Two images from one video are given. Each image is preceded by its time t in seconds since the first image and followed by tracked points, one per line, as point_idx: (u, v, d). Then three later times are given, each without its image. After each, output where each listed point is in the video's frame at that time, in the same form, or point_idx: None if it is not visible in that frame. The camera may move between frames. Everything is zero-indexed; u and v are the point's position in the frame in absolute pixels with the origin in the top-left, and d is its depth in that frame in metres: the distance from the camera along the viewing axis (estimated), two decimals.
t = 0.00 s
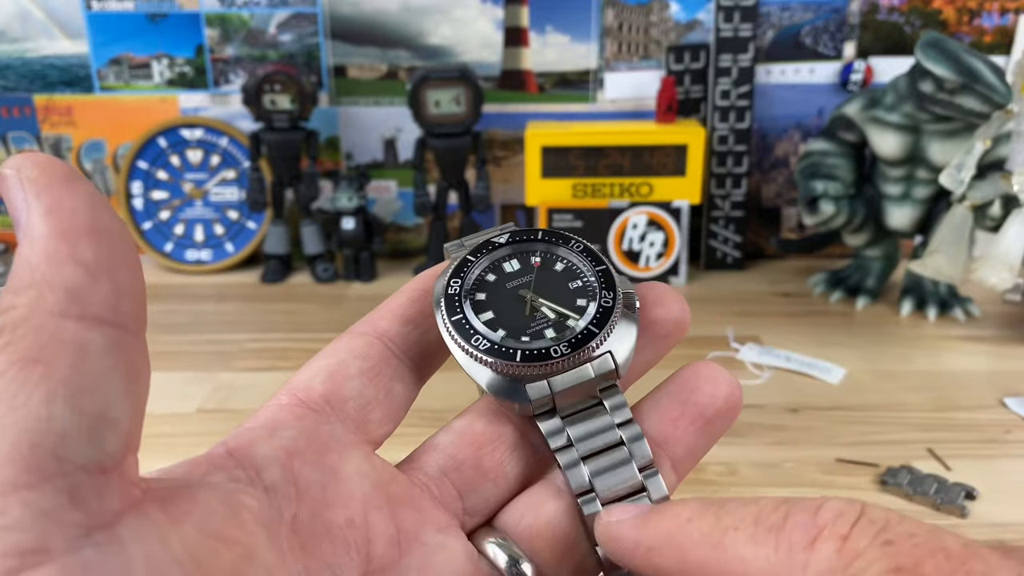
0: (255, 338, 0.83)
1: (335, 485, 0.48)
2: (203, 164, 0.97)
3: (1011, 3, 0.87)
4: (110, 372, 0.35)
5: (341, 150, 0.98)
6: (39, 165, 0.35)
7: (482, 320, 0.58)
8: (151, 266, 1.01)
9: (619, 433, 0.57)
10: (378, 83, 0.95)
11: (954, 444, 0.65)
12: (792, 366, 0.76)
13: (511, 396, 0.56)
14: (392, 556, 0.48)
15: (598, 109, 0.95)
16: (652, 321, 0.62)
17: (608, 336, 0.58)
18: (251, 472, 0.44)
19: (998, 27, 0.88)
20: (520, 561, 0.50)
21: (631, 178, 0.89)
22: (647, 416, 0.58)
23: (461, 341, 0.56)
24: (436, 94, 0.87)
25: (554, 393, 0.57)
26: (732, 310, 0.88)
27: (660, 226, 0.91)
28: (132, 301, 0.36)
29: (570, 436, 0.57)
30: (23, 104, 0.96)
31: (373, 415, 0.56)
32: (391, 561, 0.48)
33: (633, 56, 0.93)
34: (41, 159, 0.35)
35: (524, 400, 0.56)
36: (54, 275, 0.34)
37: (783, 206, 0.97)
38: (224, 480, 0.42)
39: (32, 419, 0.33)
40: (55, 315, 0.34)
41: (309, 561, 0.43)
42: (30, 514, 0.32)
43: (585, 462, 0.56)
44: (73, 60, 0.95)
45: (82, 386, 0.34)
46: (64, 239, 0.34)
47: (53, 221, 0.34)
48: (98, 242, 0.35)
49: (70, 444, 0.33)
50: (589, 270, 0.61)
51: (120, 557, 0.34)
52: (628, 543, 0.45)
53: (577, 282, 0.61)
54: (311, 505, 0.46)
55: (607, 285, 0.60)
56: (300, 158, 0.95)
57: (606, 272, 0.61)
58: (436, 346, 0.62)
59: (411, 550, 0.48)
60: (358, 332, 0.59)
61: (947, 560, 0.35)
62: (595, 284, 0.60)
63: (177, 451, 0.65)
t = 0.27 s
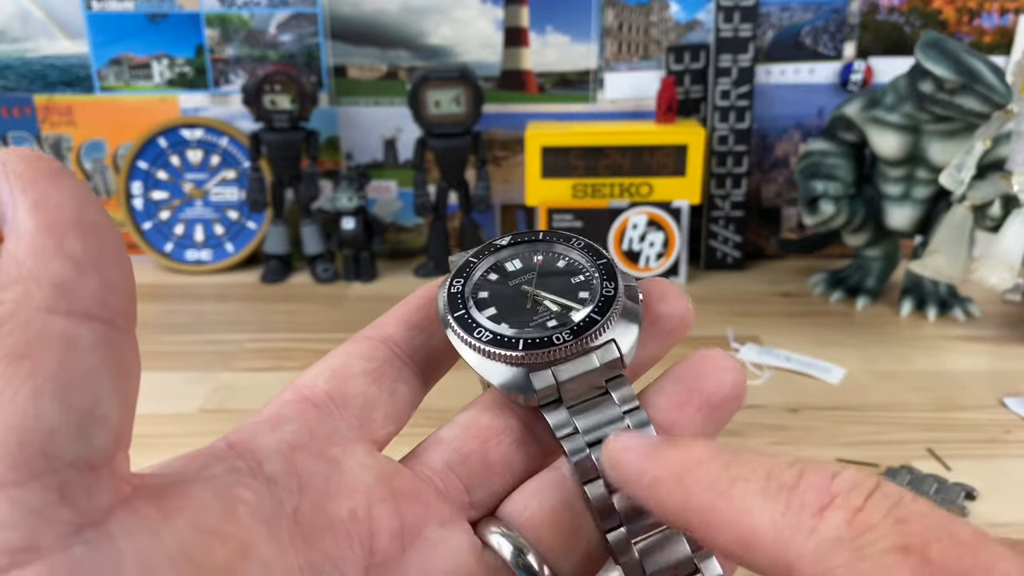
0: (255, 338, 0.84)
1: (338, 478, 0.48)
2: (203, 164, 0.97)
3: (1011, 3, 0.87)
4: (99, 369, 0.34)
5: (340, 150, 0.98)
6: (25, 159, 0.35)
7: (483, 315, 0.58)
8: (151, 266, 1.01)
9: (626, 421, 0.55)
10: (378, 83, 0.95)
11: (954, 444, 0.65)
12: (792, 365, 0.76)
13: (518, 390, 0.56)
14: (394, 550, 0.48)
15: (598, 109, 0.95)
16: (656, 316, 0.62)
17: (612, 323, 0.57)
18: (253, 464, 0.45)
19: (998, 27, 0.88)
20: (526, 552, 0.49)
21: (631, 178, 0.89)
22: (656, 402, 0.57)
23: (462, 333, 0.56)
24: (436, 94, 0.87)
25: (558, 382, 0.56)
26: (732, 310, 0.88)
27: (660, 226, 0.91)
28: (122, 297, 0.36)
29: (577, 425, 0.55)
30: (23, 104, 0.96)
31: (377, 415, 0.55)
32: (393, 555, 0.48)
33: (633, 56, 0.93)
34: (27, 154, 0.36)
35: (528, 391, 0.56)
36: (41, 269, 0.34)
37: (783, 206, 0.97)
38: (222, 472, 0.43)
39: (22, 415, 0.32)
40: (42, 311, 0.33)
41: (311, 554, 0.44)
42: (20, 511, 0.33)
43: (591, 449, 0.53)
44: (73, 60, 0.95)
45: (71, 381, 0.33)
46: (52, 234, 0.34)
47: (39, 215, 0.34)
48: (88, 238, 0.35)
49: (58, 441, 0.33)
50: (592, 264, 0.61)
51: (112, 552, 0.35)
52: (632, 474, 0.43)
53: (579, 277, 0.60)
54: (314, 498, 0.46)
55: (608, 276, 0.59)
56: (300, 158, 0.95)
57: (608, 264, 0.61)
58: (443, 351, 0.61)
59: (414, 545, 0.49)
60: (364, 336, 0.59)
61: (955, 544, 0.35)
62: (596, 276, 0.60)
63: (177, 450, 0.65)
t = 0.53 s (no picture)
0: (256, 338, 0.83)
1: (328, 472, 0.48)
2: (203, 164, 0.97)
3: (1011, 3, 0.87)
4: (75, 365, 0.34)
5: (341, 150, 0.98)
6: None
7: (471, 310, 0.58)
8: (151, 266, 1.01)
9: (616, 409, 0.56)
10: (378, 83, 0.95)
11: (954, 444, 0.65)
12: (792, 365, 0.76)
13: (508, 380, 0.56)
14: (385, 543, 0.48)
15: (598, 109, 0.95)
16: (645, 306, 0.61)
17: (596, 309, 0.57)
18: (240, 459, 0.45)
19: (998, 27, 0.88)
20: (518, 542, 0.48)
21: (631, 178, 0.89)
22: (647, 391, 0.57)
23: (449, 328, 0.56)
24: (436, 93, 0.87)
25: (547, 371, 0.56)
26: (732, 310, 0.88)
27: (660, 226, 0.91)
28: (98, 295, 0.35)
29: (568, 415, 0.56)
30: (23, 104, 0.96)
31: (367, 413, 0.55)
32: (384, 548, 0.48)
33: (633, 56, 0.93)
34: None
35: (516, 380, 0.56)
36: (16, 268, 0.33)
37: (783, 206, 0.97)
38: (209, 466, 0.42)
39: None
40: (17, 309, 0.33)
41: (300, 548, 0.43)
42: None
43: (584, 439, 0.55)
44: (73, 60, 0.95)
45: (44, 378, 0.33)
46: (25, 232, 0.33)
47: (13, 214, 0.33)
48: (62, 237, 0.34)
49: (34, 438, 0.33)
50: (576, 255, 0.61)
51: (89, 549, 0.34)
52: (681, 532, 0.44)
53: (566, 268, 0.61)
54: (301, 493, 0.45)
55: (593, 265, 0.60)
56: (300, 158, 0.95)
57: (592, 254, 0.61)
58: (435, 353, 0.61)
59: (405, 537, 0.49)
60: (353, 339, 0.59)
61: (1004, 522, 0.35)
62: (581, 266, 0.60)
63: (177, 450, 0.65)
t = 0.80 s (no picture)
0: (255, 338, 0.84)
1: (343, 468, 0.48)
2: (203, 164, 0.97)
3: (1011, 3, 0.87)
4: (68, 366, 0.34)
5: (341, 150, 0.98)
6: None
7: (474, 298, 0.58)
8: (151, 266, 1.01)
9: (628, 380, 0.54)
10: (378, 83, 0.95)
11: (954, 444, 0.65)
12: (792, 366, 0.76)
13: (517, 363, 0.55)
14: (400, 539, 0.48)
15: (598, 109, 0.95)
16: (651, 288, 0.61)
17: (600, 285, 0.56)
18: (255, 455, 0.45)
19: (998, 27, 0.88)
20: (533, 519, 0.46)
21: (631, 178, 0.89)
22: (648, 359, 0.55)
23: (453, 314, 0.56)
24: (436, 94, 0.87)
25: (556, 351, 0.55)
26: (732, 309, 0.88)
27: (660, 226, 0.91)
28: (91, 292, 0.35)
29: (578, 389, 0.54)
30: (23, 104, 0.96)
31: (381, 411, 0.55)
32: (399, 545, 0.48)
33: (633, 56, 0.93)
34: None
35: (525, 361, 0.55)
36: (5, 266, 0.33)
37: (783, 206, 0.97)
38: (220, 460, 0.43)
39: None
40: (7, 308, 0.33)
41: (315, 546, 0.44)
42: None
43: (597, 410, 0.52)
44: (73, 60, 0.95)
45: (37, 378, 0.33)
46: (16, 230, 0.33)
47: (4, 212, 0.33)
48: (53, 235, 0.34)
49: (25, 440, 0.32)
50: (577, 241, 0.61)
51: (83, 556, 0.33)
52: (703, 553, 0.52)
53: (567, 253, 0.60)
54: (316, 489, 0.46)
55: (593, 246, 0.60)
56: (300, 158, 0.95)
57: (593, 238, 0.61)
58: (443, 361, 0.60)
59: (419, 531, 0.49)
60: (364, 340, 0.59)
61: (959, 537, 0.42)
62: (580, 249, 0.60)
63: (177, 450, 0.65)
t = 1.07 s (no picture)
0: (255, 338, 0.83)
1: (346, 471, 0.48)
2: (203, 164, 0.97)
3: (1011, 3, 0.87)
4: (77, 369, 0.35)
5: (340, 150, 0.98)
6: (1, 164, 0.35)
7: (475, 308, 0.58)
8: (151, 266, 1.01)
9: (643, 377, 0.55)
10: (378, 82, 0.95)
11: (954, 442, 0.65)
12: (792, 365, 0.76)
13: (528, 366, 0.55)
14: (402, 542, 0.48)
15: (598, 109, 0.95)
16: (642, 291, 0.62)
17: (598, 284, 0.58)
18: (257, 458, 0.45)
19: (998, 27, 0.88)
20: (532, 526, 0.47)
21: (631, 178, 0.89)
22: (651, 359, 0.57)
23: (459, 324, 0.57)
24: (436, 93, 0.87)
25: (569, 354, 0.56)
26: (732, 309, 0.88)
27: (660, 226, 0.91)
28: (100, 296, 0.36)
29: (598, 391, 0.55)
30: (22, 104, 0.96)
31: (388, 419, 0.55)
32: (400, 548, 0.48)
33: (633, 56, 0.93)
34: None
35: (537, 364, 0.55)
36: (15, 270, 0.34)
37: (783, 206, 0.97)
38: (227, 463, 0.43)
39: None
40: (16, 312, 0.33)
41: (314, 549, 0.44)
42: None
43: (620, 412, 0.53)
44: (73, 60, 0.95)
45: (45, 383, 0.34)
46: (27, 235, 0.34)
47: (16, 217, 0.34)
48: (63, 240, 0.35)
49: (34, 442, 0.33)
50: (567, 246, 0.62)
51: (88, 557, 0.34)
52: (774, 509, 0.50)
53: (558, 258, 0.61)
54: (319, 492, 0.46)
55: (583, 249, 0.61)
56: (300, 158, 0.95)
57: (582, 242, 0.62)
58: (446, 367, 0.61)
59: (421, 535, 0.49)
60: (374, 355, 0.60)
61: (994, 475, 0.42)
62: (570, 252, 0.61)
63: (177, 450, 0.65)
